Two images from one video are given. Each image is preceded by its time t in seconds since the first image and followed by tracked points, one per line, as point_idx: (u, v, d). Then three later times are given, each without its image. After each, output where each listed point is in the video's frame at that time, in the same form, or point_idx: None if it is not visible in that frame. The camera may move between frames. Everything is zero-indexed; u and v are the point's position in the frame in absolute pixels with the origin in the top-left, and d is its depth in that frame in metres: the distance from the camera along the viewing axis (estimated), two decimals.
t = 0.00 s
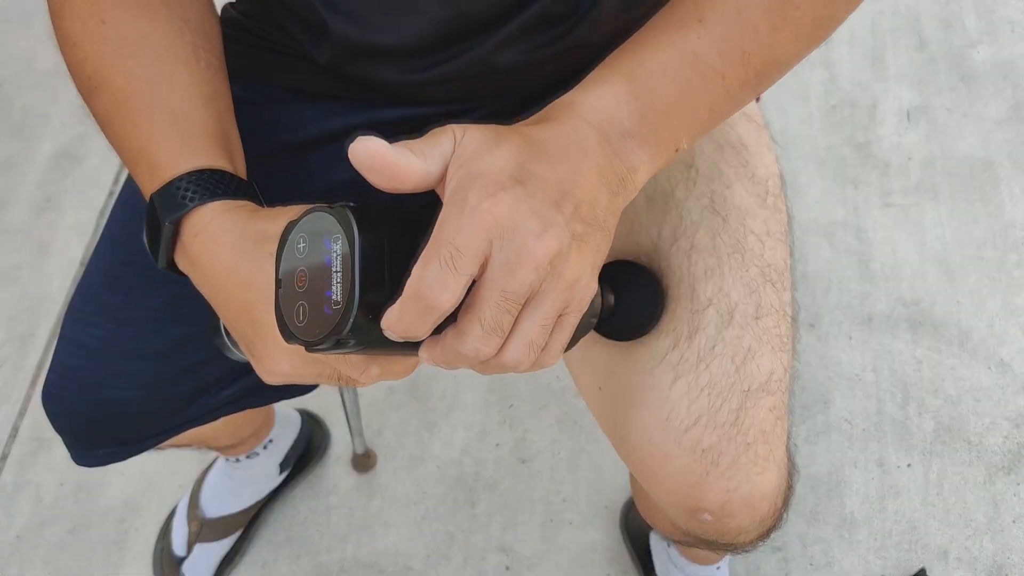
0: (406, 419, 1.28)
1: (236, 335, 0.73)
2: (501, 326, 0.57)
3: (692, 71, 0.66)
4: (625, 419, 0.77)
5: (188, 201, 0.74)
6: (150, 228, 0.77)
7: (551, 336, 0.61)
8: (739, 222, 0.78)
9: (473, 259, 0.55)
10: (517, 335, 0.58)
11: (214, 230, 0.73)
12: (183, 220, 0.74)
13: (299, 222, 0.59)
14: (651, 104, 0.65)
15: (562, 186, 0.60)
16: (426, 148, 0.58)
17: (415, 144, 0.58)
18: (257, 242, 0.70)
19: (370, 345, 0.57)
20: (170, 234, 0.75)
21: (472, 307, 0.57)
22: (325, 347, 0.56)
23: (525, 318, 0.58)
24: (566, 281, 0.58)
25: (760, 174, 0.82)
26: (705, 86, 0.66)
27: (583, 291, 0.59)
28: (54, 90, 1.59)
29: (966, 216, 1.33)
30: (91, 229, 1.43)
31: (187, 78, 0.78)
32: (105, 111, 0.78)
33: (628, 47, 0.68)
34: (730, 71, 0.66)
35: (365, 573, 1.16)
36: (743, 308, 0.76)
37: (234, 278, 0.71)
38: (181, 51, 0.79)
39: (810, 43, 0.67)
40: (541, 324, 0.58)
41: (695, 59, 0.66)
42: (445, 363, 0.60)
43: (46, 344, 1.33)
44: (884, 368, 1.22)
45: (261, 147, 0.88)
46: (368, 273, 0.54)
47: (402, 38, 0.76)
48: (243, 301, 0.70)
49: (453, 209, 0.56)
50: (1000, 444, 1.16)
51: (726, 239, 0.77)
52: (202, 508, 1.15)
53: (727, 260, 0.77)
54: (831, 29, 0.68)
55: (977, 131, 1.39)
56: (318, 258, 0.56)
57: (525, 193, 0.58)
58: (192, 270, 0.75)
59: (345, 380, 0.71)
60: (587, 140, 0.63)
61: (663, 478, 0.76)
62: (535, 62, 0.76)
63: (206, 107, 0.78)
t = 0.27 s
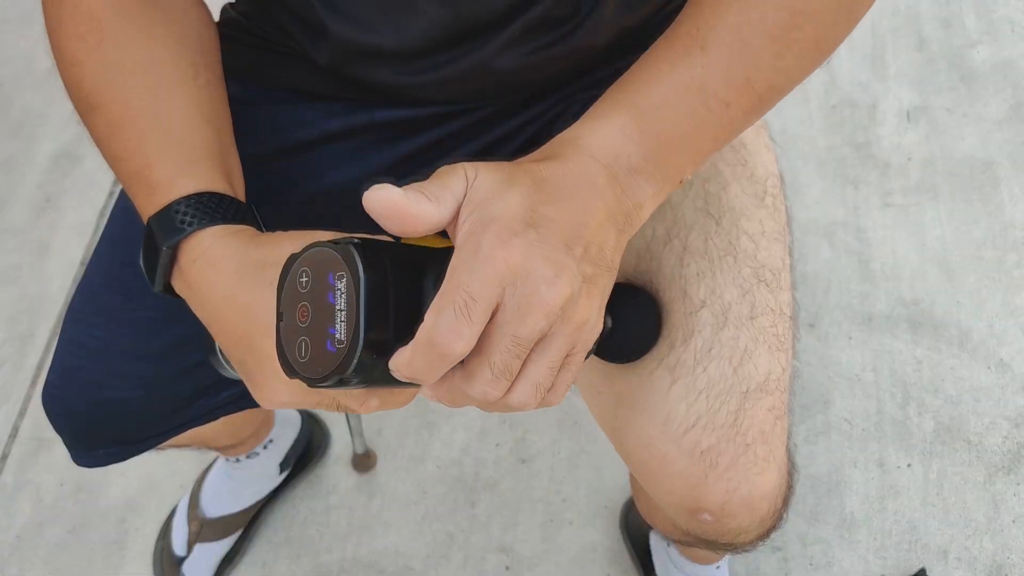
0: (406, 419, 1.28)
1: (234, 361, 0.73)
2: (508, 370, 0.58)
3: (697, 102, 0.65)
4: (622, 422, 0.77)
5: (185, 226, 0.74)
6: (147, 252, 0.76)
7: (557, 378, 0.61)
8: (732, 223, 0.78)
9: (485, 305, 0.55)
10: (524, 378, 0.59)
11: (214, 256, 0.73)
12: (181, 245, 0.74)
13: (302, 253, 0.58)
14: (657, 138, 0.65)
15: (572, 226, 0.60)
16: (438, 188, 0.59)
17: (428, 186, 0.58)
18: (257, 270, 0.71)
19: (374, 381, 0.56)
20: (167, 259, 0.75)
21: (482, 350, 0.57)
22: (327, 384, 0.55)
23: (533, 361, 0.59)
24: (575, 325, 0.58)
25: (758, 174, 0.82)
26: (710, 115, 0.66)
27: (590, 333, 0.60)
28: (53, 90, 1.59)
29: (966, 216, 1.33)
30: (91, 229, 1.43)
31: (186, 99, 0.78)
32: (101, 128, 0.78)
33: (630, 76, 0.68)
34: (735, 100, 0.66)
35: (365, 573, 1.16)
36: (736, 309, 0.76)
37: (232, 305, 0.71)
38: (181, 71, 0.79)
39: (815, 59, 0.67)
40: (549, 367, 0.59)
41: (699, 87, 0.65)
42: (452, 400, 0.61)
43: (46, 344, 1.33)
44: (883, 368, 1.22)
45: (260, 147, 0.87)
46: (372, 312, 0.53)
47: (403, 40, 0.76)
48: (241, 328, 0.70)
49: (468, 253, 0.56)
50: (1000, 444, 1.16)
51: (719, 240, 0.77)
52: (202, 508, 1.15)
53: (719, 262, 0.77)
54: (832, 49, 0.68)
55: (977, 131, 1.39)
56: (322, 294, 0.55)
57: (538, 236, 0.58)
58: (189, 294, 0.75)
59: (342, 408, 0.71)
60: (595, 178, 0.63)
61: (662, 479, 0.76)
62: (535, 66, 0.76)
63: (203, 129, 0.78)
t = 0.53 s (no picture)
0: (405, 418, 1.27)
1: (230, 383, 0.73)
2: (508, 411, 0.58)
3: (694, 131, 0.65)
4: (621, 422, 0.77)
5: (183, 248, 0.73)
6: (141, 271, 0.76)
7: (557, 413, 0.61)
8: (730, 223, 0.78)
9: (487, 351, 0.55)
10: (524, 418, 0.59)
11: (212, 279, 0.73)
12: (178, 267, 0.74)
13: (301, 284, 0.59)
14: (655, 170, 0.65)
15: (572, 265, 0.60)
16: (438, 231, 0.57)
17: (428, 231, 0.56)
18: (256, 296, 0.71)
19: (372, 414, 0.57)
20: (162, 280, 0.74)
21: (483, 391, 0.58)
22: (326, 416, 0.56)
23: (533, 400, 0.59)
24: (575, 363, 0.59)
25: (755, 175, 0.82)
26: (708, 143, 0.66)
27: (589, 369, 0.60)
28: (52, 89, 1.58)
29: (966, 216, 1.33)
30: (91, 229, 1.43)
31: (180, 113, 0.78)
32: (96, 143, 0.77)
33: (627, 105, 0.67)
34: (732, 126, 0.66)
35: (365, 573, 1.16)
36: (731, 308, 0.76)
37: (229, 329, 0.71)
38: (176, 85, 0.78)
39: (810, 84, 0.67)
40: (549, 405, 0.59)
41: (697, 117, 0.65)
42: (453, 435, 0.62)
43: (46, 344, 1.33)
44: (883, 368, 1.22)
45: (259, 147, 0.87)
46: (372, 345, 0.54)
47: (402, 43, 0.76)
48: (238, 352, 0.71)
49: (470, 297, 0.56)
50: (999, 444, 1.16)
51: (715, 240, 0.77)
52: (202, 508, 1.15)
53: (715, 262, 0.77)
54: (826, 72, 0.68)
55: (977, 132, 1.39)
56: (322, 326, 0.56)
57: (539, 277, 0.58)
58: (185, 315, 0.75)
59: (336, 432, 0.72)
60: (593, 214, 0.63)
61: (663, 479, 0.76)
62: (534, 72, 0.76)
63: (197, 144, 0.77)
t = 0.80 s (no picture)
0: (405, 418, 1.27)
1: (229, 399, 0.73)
2: (506, 442, 0.59)
3: (691, 153, 0.65)
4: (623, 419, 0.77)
5: (182, 266, 0.73)
6: (141, 288, 0.76)
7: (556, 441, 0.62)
8: (733, 222, 0.78)
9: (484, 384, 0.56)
10: (521, 448, 0.60)
11: (210, 297, 0.73)
12: (176, 285, 0.74)
13: (299, 308, 0.59)
14: (652, 192, 0.65)
15: (569, 294, 0.60)
16: (434, 260, 0.57)
17: (424, 261, 0.57)
18: (254, 315, 0.71)
19: (371, 440, 0.57)
20: (161, 298, 0.74)
21: (480, 422, 0.59)
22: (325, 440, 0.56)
23: (531, 430, 0.60)
24: (573, 393, 0.59)
25: (755, 175, 0.82)
26: (705, 165, 0.65)
27: (587, 398, 0.61)
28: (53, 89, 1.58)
29: (966, 216, 1.33)
30: (91, 229, 1.43)
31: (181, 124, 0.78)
32: (97, 155, 0.78)
33: (625, 125, 0.67)
34: (730, 148, 0.65)
35: (365, 573, 1.16)
36: (733, 306, 0.75)
37: (228, 348, 0.71)
38: (176, 95, 0.78)
39: (809, 100, 0.67)
40: (547, 434, 0.60)
41: (695, 139, 0.65)
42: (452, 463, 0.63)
43: (46, 344, 1.33)
44: (883, 368, 1.22)
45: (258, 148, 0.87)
46: (372, 372, 0.54)
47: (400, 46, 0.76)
48: (237, 370, 0.71)
49: (467, 330, 0.56)
50: (1000, 444, 1.16)
51: (718, 237, 0.77)
52: (202, 508, 1.15)
53: (717, 260, 0.77)
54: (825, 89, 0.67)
55: (977, 132, 1.39)
56: (322, 351, 0.56)
57: (536, 308, 0.58)
58: (183, 332, 0.75)
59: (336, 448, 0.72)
60: (590, 239, 0.63)
61: (664, 478, 0.77)
62: (534, 77, 0.76)
63: (197, 154, 0.78)
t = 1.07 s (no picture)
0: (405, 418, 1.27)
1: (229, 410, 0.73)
2: (500, 468, 0.59)
3: (690, 170, 0.65)
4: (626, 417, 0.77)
5: (180, 280, 0.73)
6: (142, 299, 0.76)
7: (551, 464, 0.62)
8: (733, 223, 0.78)
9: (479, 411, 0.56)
10: (516, 473, 0.60)
11: (208, 311, 0.73)
12: (175, 298, 0.74)
13: (296, 326, 0.58)
14: (651, 211, 0.64)
15: (567, 316, 0.60)
16: (428, 286, 0.58)
17: (419, 288, 0.57)
18: (253, 328, 0.70)
19: (366, 461, 0.57)
20: (161, 311, 0.75)
21: (474, 447, 0.59)
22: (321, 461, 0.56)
23: (526, 454, 0.60)
24: (568, 418, 0.59)
25: (756, 175, 0.82)
26: (704, 181, 0.65)
27: (582, 422, 0.61)
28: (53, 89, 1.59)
29: (966, 216, 1.33)
30: (90, 229, 1.43)
31: (181, 127, 0.78)
32: (98, 163, 0.78)
33: (622, 142, 0.67)
34: (729, 163, 0.65)
35: (365, 573, 1.16)
36: (735, 307, 0.75)
37: (228, 362, 0.71)
38: (177, 102, 0.78)
39: (809, 112, 0.66)
40: (542, 458, 0.60)
41: (693, 155, 0.64)
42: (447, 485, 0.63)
43: (46, 344, 1.33)
44: (883, 368, 1.22)
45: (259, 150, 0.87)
46: (367, 394, 0.54)
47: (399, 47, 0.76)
48: (236, 382, 0.71)
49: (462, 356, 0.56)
50: (999, 444, 1.16)
51: (718, 239, 0.76)
52: (202, 508, 1.15)
53: (718, 260, 0.76)
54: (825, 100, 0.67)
55: (977, 132, 1.39)
56: (318, 370, 0.56)
57: (532, 332, 0.58)
58: (184, 345, 0.75)
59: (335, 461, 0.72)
60: (588, 260, 0.62)
61: (665, 477, 0.77)
62: (534, 78, 0.76)
63: (199, 161, 0.78)
